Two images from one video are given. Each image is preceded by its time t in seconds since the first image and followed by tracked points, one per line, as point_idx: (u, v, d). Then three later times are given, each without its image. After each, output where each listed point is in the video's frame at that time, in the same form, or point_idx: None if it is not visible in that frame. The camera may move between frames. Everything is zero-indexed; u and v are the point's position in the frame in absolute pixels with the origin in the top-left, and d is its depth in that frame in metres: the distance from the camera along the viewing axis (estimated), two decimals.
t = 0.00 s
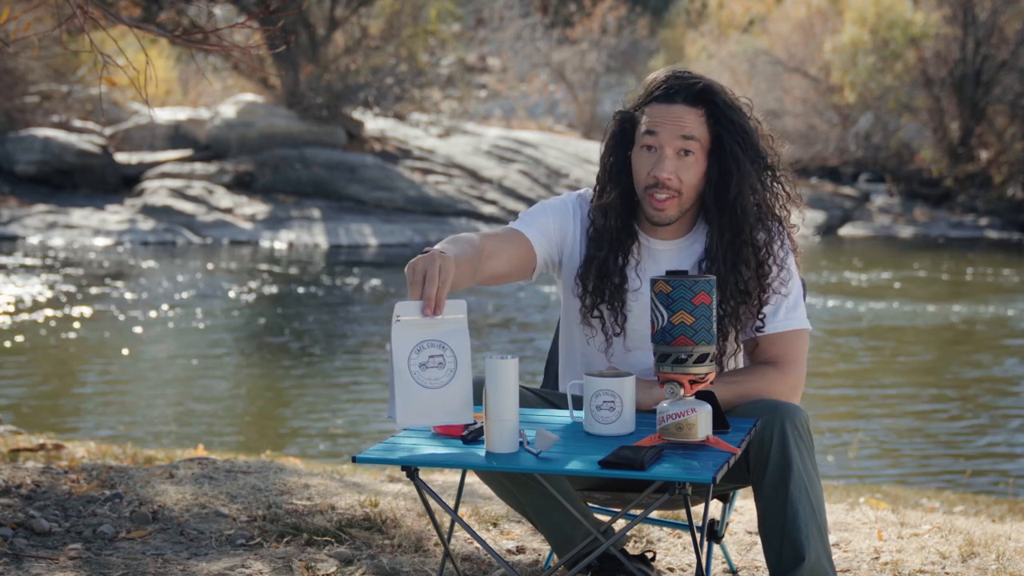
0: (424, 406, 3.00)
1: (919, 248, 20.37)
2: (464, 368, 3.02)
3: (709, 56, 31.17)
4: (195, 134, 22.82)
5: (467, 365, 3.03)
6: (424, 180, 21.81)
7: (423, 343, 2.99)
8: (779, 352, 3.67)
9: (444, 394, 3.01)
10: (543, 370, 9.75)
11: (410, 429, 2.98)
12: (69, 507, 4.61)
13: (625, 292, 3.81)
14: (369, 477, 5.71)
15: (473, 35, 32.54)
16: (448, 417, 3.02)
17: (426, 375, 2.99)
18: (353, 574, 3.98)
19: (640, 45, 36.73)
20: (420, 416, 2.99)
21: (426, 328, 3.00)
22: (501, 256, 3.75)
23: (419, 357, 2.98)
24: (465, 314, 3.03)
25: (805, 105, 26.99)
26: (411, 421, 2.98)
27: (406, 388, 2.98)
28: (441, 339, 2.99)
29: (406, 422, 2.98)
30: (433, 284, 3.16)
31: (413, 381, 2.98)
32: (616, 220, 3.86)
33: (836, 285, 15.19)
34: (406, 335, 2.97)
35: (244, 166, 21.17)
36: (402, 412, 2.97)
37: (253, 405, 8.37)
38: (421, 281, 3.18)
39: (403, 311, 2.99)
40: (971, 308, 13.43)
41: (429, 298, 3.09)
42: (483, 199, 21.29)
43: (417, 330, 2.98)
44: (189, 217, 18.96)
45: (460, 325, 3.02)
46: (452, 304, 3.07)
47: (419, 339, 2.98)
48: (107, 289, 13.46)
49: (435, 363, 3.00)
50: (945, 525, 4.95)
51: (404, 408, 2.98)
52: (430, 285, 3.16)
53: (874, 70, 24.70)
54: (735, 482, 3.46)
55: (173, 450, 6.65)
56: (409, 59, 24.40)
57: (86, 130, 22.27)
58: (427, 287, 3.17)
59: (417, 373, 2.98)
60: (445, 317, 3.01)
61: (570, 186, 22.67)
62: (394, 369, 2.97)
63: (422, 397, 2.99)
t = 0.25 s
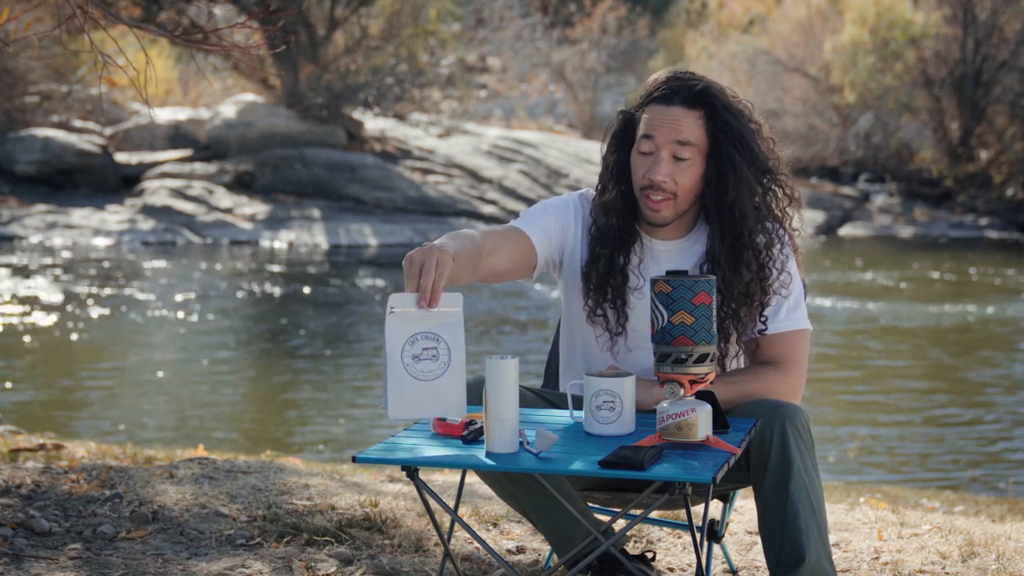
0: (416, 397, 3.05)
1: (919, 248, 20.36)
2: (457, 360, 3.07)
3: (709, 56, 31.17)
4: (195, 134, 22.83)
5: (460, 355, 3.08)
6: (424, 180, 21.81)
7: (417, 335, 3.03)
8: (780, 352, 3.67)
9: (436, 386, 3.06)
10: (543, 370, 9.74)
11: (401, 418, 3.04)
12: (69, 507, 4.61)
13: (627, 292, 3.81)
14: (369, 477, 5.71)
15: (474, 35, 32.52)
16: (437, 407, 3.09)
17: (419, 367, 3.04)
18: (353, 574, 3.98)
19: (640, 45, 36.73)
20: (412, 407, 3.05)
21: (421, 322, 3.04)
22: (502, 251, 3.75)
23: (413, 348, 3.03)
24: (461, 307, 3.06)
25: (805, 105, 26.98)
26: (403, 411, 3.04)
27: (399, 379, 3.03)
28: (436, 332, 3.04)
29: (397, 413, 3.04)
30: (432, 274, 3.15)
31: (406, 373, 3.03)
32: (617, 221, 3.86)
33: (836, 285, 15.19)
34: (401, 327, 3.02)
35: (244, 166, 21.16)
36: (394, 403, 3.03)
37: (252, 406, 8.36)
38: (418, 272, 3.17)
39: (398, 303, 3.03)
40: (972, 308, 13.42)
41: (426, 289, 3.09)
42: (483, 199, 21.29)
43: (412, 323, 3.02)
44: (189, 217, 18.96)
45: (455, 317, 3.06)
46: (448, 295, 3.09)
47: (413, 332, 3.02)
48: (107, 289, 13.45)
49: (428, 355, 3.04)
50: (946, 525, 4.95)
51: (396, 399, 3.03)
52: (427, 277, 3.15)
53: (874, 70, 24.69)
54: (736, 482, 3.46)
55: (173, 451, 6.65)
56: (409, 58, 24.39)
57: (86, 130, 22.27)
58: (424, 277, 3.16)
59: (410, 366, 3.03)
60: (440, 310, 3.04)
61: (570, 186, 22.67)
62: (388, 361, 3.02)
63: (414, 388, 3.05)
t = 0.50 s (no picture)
0: (420, 390, 3.02)
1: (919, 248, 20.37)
2: (458, 350, 3.08)
3: (709, 56, 31.17)
4: (195, 134, 22.82)
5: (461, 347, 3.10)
6: (424, 180, 21.81)
7: (419, 325, 3.04)
8: (779, 352, 3.67)
9: (439, 378, 3.04)
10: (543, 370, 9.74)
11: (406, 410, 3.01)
12: (69, 507, 4.61)
13: (627, 291, 3.80)
14: (369, 477, 5.71)
15: (474, 35, 32.52)
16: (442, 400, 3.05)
17: (422, 357, 3.03)
18: (353, 574, 3.98)
19: (640, 45, 36.74)
20: (417, 396, 3.02)
21: (421, 312, 3.05)
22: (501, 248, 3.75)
23: (416, 339, 3.03)
24: (459, 298, 3.09)
25: (805, 105, 26.98)
26: (409, 401, 3.01)
27: (402, 371, 3.01)
28: (436, 322, 3.05)
29: (402, 405, 3.01)
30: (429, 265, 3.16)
31: (408, 364, 3.02)
32: (617, 220, 3.86)
33: (836, 285, 15.19)
34: (403, 318, 3.03)
35: (244, 165, 21.15)
36: (400, 392, 3.00)
37: (253, 406, 8.36)
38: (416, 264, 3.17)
39: (399, 294, 3.05)
40: (972, 308, 13.43)
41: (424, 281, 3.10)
42: (483, 199, 21.29)
43: (412, 313, 3.04)
44: (189, 217, 18.97)
45: (455, 307, 3.09)
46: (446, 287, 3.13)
47: (416, 321, 3.03)
48: (107, 289, 13.46)
49: (431, 345, 3.05)
50: (946, 525, 4.95)
51: (400, 390, 3.01)
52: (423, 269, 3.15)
53: (874, 70, 24.66)
54: (735, 482, 3.46)
55: (173, 450, 6.65)
56: (409, 59, 24.39)
57: (86, 131, 22.26)
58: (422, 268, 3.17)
59: (413, 355, 3.02)
60: (439, 299, 3.07)
61: (570, 186, 22.67)
62: (390, 350, 3.01)
63: (418, 378, 3.02)
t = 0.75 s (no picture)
0: (418, 391, 3.03)
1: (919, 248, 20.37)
2: (456, 352, 3.08)
3: (709, 56, 31.17)
4: (195, 134, 22.82)
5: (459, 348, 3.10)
6: (424, 180, 21.81)
7: (417, 328, 3.03)
8: (779, 352, 3.67)
9: (437, 379, 3.05)
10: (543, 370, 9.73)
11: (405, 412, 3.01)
12: (69, 507, 4.61)
13: (627, 291, 3.80)
14: (369, 477, 5.71)
15: (474, 35, 32.52)
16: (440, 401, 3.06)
17: (421, 360, 3.03)
18: (353, 574, 3.98)
19: (640, 45, 36.75)
20: (416, 400, 3.03)
21: (419, 314, 3.04)
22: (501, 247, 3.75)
23: (413, 342, 3.03)
24: (456, 298, 3.10)
25: (805, 105, 26.99)
26: (408, 405, 3.01)
27: (400, 373, 3.01)
28: (434, 324, 3.05)
29: (401, 408, 3.01)
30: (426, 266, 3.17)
31: (406, 366, 3.02)
32: (617, 220, 3.86)
33: (836, 285, 15.20)
34: (400, 320, 3.02)
35: (244, 166, 21.16)
36: (399, 396, 3.00)
37: (253, 406, 8.35)
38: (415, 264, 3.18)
39: (397, 297, 3.03)
40: (972, 308, 13.43)
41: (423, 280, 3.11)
42: (483, 199, 21.29)
43: (410, 316, 3.03)
44: (189, 217, 18.97)
45: (453, 308, 3.08)
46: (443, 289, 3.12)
47: (414, 324, 3.03)
48: (107, 289, 13.46)
49: (429, 348, 3.05)
50: (946, 525, 4.95)
51: (398, 392, 3.01)
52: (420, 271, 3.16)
53: (874, 70, 24.66)
54: (735, 482, 3.46)
55: (173, 450, 6.65)
56: (409, 59, 24.39)
57: (86, 131, 22.26)
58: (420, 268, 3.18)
59: (411, 358, 3.02)
60: (437, 302, 3.07)
61: (569, 186, 22.67)
62: (389, 354, 3.01)
63: (417, 381, 3.03)
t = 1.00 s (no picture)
0: (410, 395, 3.03)
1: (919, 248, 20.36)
2: (452, 357, 3.06)
3: (709, 56, 31.17)
4: (195, 134, 22.82)
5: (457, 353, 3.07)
6: (424, 180, 21.82)
7: (412, 333, 3.03)
8: (779, 353, 3.67)
9: (431, 383, 3.05)
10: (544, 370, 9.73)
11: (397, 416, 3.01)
12: (69, 507, 4.61)
13: (627, 292, 3.80)
14: (369, 477, 5.71)
15: (474, 34, 32.49)
16: (433, 408, 3.06)
17: (415, 364, 3.03)
18: (353, 574, 3.98)
19: (640, 45, 36.75)
20: (410, 403, 3.03)
21: (415, 319, 3.03)
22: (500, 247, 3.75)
23: (408, 346, 3.02)
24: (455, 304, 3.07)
25: (805, 105, 26.99)
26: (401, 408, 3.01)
27: (394, 376, 3.01)
28: (430, 329, 3.03)
29: (392, 412, 3.02)
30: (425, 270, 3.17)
31: (400, 370, 3.02)
32: (616, 222, 3.86)
33: (836, 285, 15.19)
34: (397, 324, 3.01)
35: (244, 166, 21.16)
36: (391, 399, 3.01)
37: (254, 406, 8.35)
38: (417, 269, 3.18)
39: (392, 300, 3.02)
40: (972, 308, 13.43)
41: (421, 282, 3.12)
42: (483, 199, 21.30)
43: (406, 320, 3.02)
44: (189, 217, 18.96)
45: (450, 315, 3.05)
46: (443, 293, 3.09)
47: (409, 328, 3.02)
48: (108, 288, 13.47)
49: (424, 352, 3.04)
50: (946, 525, 4.95)
51: (391, 395, 3.01)
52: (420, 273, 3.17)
53: (874, 70, 24.66)
54: (735, 482, 3.46)
55: (173, 451, 6.65)
56: (409, 59, 24.38)
57: (86, 131, 22.25)
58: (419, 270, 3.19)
59: (405, 362, 3.02)
60: (434, 307, 3.04)
61: (570, 186, 22.66)
62: (382, 357, 3.02)
63: (410, 385, 3.03)
